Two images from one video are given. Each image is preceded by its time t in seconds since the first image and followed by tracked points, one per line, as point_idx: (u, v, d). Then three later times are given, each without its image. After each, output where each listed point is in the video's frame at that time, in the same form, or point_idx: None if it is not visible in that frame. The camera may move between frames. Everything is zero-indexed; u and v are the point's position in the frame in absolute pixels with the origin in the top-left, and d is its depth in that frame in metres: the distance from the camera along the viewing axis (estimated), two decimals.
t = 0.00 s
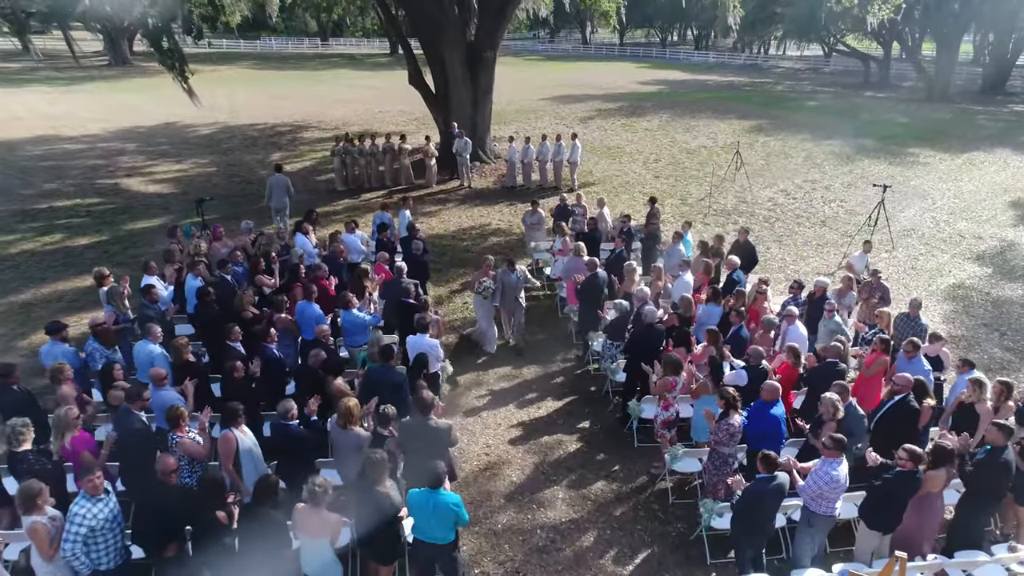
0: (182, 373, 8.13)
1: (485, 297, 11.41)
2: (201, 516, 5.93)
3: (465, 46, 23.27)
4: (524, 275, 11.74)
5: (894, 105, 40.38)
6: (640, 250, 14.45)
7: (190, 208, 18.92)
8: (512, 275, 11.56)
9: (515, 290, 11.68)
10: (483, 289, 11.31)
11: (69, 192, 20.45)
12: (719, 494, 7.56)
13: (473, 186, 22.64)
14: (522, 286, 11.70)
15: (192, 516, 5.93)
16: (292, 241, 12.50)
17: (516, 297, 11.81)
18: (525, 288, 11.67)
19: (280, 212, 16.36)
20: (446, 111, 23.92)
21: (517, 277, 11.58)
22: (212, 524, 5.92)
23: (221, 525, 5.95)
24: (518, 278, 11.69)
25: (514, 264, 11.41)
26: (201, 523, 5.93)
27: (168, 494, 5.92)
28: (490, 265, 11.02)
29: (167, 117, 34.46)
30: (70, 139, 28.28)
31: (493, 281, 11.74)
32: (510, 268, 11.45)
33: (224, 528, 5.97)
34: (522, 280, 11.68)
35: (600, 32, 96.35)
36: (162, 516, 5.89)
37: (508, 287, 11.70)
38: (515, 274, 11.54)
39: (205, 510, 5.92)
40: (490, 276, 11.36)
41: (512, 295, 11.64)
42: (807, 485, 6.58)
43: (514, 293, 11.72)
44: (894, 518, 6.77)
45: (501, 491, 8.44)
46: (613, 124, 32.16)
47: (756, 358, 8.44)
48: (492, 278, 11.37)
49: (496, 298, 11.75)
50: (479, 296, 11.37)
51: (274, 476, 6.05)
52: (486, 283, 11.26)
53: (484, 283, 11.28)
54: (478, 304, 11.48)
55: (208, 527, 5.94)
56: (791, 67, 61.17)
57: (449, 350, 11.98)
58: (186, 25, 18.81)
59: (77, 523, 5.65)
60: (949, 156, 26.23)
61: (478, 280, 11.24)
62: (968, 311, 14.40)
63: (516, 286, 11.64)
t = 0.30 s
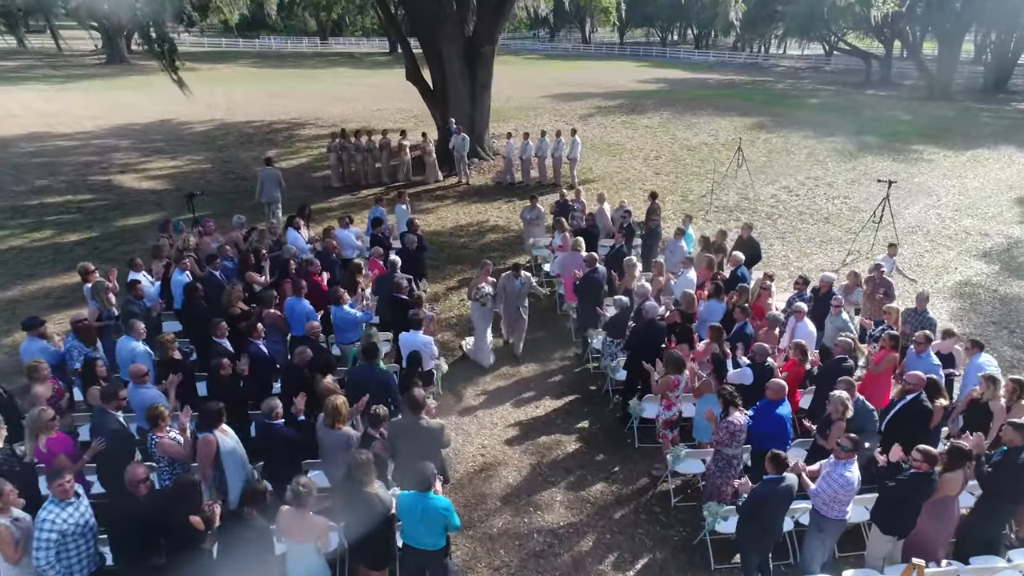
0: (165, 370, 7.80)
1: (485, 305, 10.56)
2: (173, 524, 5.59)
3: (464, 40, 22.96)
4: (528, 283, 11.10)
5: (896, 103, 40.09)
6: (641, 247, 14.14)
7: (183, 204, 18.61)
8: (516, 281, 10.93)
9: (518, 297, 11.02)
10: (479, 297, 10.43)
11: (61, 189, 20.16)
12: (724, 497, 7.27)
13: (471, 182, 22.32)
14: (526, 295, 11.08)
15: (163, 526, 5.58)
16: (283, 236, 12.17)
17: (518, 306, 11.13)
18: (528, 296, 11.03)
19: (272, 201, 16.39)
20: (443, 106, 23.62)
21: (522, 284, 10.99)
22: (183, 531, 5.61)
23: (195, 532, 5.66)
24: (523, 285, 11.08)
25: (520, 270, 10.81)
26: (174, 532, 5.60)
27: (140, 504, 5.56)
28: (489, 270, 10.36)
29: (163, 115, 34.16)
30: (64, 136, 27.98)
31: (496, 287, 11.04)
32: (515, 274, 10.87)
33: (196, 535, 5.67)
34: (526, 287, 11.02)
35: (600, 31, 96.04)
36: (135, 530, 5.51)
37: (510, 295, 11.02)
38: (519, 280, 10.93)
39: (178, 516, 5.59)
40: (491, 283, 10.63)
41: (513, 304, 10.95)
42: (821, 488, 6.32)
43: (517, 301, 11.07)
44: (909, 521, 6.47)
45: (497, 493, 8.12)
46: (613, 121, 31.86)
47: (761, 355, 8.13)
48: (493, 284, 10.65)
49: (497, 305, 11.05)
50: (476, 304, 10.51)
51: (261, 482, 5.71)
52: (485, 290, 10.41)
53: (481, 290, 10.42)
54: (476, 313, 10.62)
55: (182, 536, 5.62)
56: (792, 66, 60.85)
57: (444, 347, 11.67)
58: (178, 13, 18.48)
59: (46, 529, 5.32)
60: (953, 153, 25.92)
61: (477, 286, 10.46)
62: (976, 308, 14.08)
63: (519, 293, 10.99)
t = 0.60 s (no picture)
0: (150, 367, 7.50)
1: (480, 307, 9.86)
2: (145, 531, 5.24)
3: (461, 36, 22.65)
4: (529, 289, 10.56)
5: (898, 101, 39.79)
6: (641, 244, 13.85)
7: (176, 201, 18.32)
8: (517, 285, 10.38)
9: (519, 303, 10.44)
10: (475, 299, 9.74)
11: (53, 185, 19.87)
12: (728, 500, 6.98)
13: (469, 179, 22.03)
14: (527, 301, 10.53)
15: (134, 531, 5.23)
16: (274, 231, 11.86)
17: (518, 313, 10.53)
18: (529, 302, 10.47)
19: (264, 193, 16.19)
20: (441, 103, 23.33)
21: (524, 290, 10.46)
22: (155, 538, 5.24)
23: (167, 539, 5.26)
24: (525, 290, 10.57)
25: (522, 273, 10.28)
26: (146, 539, 5.25)
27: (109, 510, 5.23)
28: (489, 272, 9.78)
29: (159, 112, 33.87)
30: (58, 133, 27.69)
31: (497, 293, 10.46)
32: (517, 278, 10.35)
33: (169, 542, 5.27)
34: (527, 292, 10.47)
35: (600, 29, 95.66)
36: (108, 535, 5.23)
37: (510, 300, 10.42)
38: (521, 284, 10.40)
39: (149, 522, 5.23)
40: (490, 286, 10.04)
41: (513, 309, 10.35)
42: (833, 491, 6.10)
43: (518, 308, 10.49)
44: (922, 527, 6.18)
45: (492, 495, 7.83)
46: (613, 118, 31.57)
47: (767, 353, 7.82)
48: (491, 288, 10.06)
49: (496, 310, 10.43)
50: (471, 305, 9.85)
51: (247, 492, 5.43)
52: (481, 292, 9.75)
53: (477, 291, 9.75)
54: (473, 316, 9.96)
55: (154, 543, 5.25)
56: (792, 65, 60.57)
57: (440, 345, 11.36)
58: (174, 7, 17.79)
59: (12, 536, 5.03)
60: (957, 150, 25.62)
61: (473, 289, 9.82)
62: (984, 306, 13.78)
63: (520, 298, 10.42)
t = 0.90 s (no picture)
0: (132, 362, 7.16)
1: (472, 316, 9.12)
2: (114, 539, 4.95)
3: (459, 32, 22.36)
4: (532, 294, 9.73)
5: (900, 99, 39.52)
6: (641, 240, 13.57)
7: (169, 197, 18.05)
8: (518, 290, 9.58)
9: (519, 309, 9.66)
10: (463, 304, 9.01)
11: (45, 182, 19.58)
12: (731, 504, 6.77)
13: (467, 176, 21.75)
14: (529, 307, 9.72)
15: (101, 538, 4.95)
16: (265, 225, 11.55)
17: (519, 319, 9.74)
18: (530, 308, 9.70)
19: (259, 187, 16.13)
20: (439, 99, 23.04)
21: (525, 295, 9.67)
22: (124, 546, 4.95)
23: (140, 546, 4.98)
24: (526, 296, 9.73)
25: (522, 276, 9.48)
26: (116, 548, 4.95)
27: (78, 515, 4.97)
28: (484, 279, 9.08)
29: (155, 110, 33.57)
30: (53, 131, 27.42)
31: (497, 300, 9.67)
32: (517, 282, 9.56)
33: (140, 548, 4.99)
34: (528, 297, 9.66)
35: (600, 29, 95.33)
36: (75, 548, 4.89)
37: (510, 306, 9.66)
38: (522, 288, 9.61)
39: (117, 530, 4.93)
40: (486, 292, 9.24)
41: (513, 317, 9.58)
42: (843, 495, 5.85)
43: (518, 314, 9.69)
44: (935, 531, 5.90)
45: (487, 498, 7.54)
46: (613, 116, 31.31)
47: (772, 351, 7.53)
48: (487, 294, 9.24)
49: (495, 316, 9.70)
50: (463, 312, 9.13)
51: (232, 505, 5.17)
52: (473, 298, 9.01)
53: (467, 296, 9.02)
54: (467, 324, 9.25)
55: (123, 552, 4.96)
56: (793, 64, 60.30)
57: (436, 343, 11.07)
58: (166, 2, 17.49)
59: None
60: (961, 147, 25.33)
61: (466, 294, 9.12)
62: (991, 304, 13.50)
63: (520, 304, 9.63)
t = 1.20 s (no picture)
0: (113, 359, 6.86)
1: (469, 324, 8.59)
2: (85, 547, 4.65)
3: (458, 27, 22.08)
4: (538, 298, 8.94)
5: (902, 98, 39.28)
6: (643, 236, 13.30)
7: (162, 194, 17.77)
8: (520, 295, 8.81)
9: (523, 315, 8.91)
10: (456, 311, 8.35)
11: (37, 179, 19.31)
12: (744, 509, 6.52)
13: (465, 173, 21.47)
14: (535, 312, 8.95)
15: (71, 548, 4.64)
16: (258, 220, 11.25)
17: (524, 326, 8.98)
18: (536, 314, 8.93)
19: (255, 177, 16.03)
20: (437, 96, 22.76)
21: (529, 300, 8.87)
22: (96, 554, 4.66)
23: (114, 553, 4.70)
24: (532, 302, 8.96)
25: (524, 280, 8.71)
26: (87, 557, 4.65)
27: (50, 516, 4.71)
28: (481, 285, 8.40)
29: (152, 107, 33.29)
30: (47, 128, 27.15)
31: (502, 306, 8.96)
32: (519, 286, 8.80)
33: (113, 556, 4.70)
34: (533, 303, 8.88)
35: (601, 28, 94.97)
36: (43, 554, 4.61)
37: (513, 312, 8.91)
38: (525, 292, 8.83)
39: (89, 537, 4.65)
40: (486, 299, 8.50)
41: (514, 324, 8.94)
42: (856, 499, 5.60)
43: (523, 320, 8.94)
44: (954, 537, 5.64)
45: (483, 501, 7.26)
46: (613, 113, 31.05)
47: (779, 348, 7.27)
48: (487, 302, 8.51)
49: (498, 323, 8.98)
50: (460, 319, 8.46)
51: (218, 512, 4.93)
52: (468, 305, 8.33)
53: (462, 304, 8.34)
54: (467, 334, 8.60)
55: (95, 560, 4.66)
56: (794, 63, 60.05)
57: (432, 341, 10.79)
58: None
59: None
60: (965, 145, 25.06)
61: (461, 301, 8.46)
62: (1000, 302, 13.22)
63: (523, 310, 8.86)
